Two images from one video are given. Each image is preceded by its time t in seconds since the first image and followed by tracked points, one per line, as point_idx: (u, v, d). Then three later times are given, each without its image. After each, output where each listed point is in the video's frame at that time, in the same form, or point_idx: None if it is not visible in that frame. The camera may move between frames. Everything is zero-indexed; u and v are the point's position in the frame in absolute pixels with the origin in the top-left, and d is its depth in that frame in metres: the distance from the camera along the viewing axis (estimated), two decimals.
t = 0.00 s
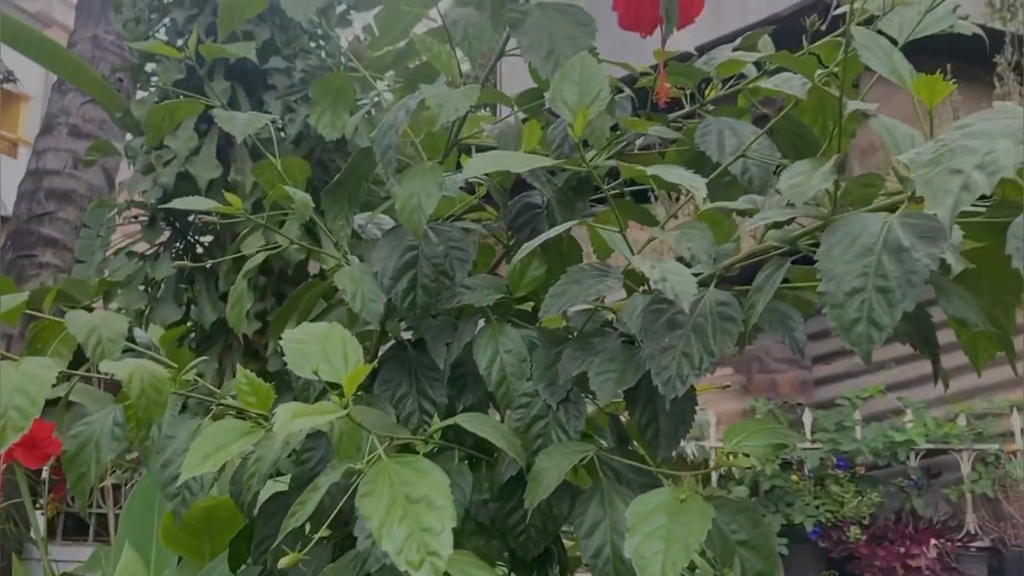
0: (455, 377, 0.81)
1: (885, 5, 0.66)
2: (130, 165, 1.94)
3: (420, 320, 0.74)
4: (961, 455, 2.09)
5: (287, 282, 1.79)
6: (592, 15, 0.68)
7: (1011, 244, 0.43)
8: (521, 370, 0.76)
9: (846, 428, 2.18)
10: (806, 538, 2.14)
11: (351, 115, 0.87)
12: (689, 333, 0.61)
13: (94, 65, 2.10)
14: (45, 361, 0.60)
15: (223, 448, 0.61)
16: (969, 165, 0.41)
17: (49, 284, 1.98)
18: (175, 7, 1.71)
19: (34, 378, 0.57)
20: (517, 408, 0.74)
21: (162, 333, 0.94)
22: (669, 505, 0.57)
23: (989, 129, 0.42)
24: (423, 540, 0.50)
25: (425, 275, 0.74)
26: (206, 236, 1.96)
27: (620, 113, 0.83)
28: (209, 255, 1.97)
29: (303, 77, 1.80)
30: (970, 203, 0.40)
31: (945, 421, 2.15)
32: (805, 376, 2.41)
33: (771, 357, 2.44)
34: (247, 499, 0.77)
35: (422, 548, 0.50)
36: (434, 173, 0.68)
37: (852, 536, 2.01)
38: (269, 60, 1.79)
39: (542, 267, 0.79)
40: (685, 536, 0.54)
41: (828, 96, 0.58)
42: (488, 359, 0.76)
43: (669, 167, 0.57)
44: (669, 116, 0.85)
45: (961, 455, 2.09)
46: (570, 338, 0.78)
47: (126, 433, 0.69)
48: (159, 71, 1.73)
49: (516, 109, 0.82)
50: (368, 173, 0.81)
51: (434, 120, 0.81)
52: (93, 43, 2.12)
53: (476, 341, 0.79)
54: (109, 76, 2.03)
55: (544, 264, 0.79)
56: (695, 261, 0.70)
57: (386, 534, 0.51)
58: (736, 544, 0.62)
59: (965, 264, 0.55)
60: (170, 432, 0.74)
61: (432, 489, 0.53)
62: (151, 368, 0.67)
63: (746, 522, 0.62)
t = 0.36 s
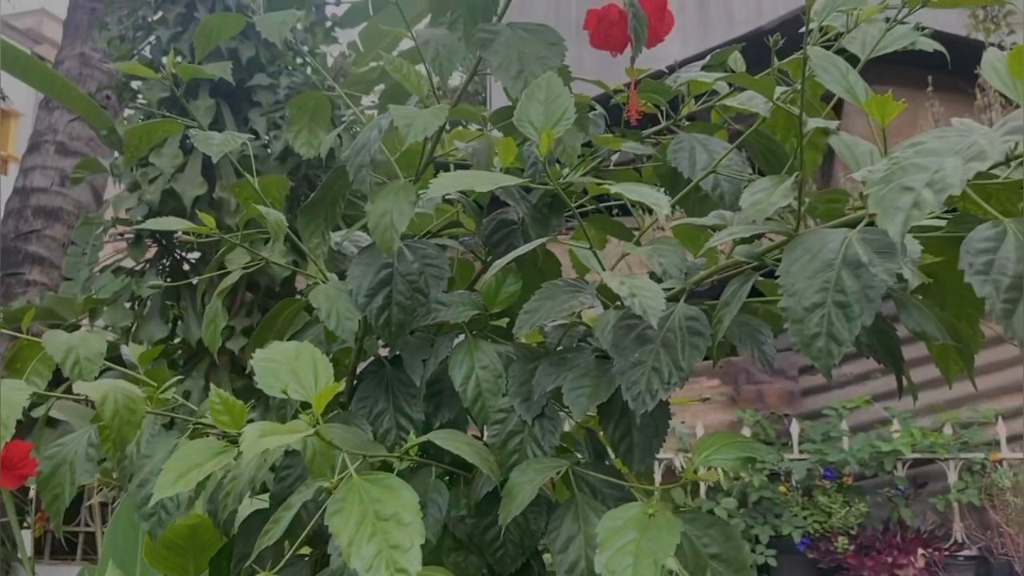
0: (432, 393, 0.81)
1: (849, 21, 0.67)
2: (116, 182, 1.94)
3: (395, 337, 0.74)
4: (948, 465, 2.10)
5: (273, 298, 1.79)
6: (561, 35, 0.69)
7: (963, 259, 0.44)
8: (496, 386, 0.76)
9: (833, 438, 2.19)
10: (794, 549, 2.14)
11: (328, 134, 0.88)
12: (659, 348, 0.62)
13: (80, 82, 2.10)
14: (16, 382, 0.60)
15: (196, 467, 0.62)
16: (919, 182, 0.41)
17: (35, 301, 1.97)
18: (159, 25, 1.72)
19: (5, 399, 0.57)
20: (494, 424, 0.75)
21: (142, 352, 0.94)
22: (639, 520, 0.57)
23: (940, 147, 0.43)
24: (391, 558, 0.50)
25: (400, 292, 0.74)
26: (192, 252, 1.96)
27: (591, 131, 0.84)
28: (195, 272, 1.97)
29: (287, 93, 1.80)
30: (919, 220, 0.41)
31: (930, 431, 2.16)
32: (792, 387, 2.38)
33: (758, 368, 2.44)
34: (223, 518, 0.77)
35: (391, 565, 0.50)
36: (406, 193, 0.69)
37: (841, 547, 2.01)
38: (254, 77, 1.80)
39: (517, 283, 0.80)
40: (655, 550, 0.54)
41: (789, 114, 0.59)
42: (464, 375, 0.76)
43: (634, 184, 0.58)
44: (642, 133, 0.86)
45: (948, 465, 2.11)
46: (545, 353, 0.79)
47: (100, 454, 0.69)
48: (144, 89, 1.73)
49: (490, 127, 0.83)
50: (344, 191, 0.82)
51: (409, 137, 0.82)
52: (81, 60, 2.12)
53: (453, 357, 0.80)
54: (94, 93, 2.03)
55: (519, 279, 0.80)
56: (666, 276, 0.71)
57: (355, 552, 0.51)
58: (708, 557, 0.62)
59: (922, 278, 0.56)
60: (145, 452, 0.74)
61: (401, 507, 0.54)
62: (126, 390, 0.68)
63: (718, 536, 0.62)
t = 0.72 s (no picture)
0: (413, 412, 0.82)
1: (820, 43, 0.68)
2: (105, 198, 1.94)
3: (374, 357, 0.75)
4: (938, 472, 2.11)
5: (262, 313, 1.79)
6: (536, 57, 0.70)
7: (924, 282, 0.45)
8: (476, 405, 0.76)
9: (823, 447, 2.19)
10: (785, 558, 2.14)
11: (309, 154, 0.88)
12: (634, 368, 0.62)
13: (69, 97, 2.10)
14: None
15: (175, 489, 0.62)
16: (878, 209, 0.42)
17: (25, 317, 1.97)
18: (147, 42, 1.71)
19: None
20: (474, 442, 0.75)
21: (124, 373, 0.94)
22: (614, 539, 0.57)
23: (900, 172, 0.44)
24: None
25: (379, 312, 0.74)
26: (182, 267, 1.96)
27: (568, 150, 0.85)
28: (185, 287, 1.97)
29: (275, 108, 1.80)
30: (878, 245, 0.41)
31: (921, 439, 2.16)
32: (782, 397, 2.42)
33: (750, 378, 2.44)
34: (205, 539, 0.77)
35: None
36: (383, 215, 0.70)
37: (832, 555, 2.01)
38: (242, 93, 1.80)
39: (498, 301, 0.80)
40: (629, 569, 0.54)
41: (758, 137, 0.59)
42: (444, 394, 0.76)
43: (604, 207, 0.60)
44: (621, 152, 0.87)
45: (938, 472, 2.11)
46: (526, 371, 0.79)
47: (81, 477, 0.69)
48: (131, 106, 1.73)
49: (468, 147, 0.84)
50: (325, 212, 0.82)
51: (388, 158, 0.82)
52: (70, 75, 2.12)
53: (434, 375, 0.80)
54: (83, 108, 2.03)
55: (499, 297, 0.81)
56: (643, 294, 0.72)
57: None
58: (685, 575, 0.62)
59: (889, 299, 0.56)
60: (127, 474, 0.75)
61: (376, 530, 0.54)
62: (106, 413, 0.68)
63: (695, 554, 0.63)
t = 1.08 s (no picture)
0: (402, 417, 0.83)
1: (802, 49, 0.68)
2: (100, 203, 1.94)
3: (362, 363, 0.75)
4: (933, 472, 2.11)
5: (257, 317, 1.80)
6: (520, 64, 0.71)
7: (899, 288, 0.45)
8: (464, 409, 0.77)
9: (818, 448, 2.19)
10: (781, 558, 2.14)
11: (298, 161, 0.89)
12: (618, 373, 0.63)
13: (65, 103, 2.10)
14: None
15: (163, 496, 0.62)
16: (852, 216, 0.42)
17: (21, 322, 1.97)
18: (141, 47, 1.72)
19: None
20: (462, 447, 0.75)
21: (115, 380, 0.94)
22: (599, 543, 0.58)
23: (874, 179, 0.44)
24: None
25: (367, 318, 0.75)
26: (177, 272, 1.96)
27: (555, 156, 0.85)
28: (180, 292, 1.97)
29: (269, 113, 1.80)
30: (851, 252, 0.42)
31: (916, 439, 2.17)
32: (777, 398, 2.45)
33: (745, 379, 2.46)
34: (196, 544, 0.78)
35: None
36: (370, 221, 0.70)
37: (828, 555, 2.02)
38: (236, 98, 1.80)
39: (485, 306, 0.81)
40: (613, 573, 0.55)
41: (739, 143, 0.60)
42: (433, 399, 0.77)
43: (586, 213, 0.61)
44: (608, 157, 0.88)
45: (934, 471, 2.12)
46: (513, 375, 0.80)
47: (70, 484, 0.69)
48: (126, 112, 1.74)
49: (457, 152, 0.84)
50: (314, 218, 0.83)
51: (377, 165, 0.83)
52: (67, 80, 2.12)
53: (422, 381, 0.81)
54: (79, 113, 2.03)
55: (487, 302, 0.81)
56: (629, 299, 0.72)
57: None
58: None
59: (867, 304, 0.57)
60: (117, 480, 0.75)
61: (362, 536, 0.54)
62: (94, 420, 0.68)
63: (680, 557, 0.63)
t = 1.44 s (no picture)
0: (396, 410, 0.84)
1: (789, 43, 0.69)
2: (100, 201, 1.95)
3: (356, 356, 0.76)
4: (930, 465, 2.12)
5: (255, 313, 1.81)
6: (509, 60, 0.71)
7: (877, 278, 0.46)
8: (457, 401, 0.78)
9: (815, 441, 2.20)
10: (778, 551, 2.16)
11: (292, 158, 0.89)
12: (606, 364, 0.64)
13: (63, 101, 2.11)
14: None
15: (159, 488, 0.63)
16: (830, 208, 0.43)
17: (21, 320, 1.98)
18: (139, 46, 1.72)
19: None
20: (455, 438, 0.76)
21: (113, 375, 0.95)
22: (588, 531, 0.59)
23: (852, 171, 0.45)
24: None
25: (361, 312, 0.76)
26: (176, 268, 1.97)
27: (546, 151, 0.86)
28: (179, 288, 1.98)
29: (267, 111, 1.81)
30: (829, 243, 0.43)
31: (913, 432, 2.18)
32: (776, 391, 2.42)
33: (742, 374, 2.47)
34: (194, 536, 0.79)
35: None
36: (362, 216, 0.71)
37: (825, 548, 2.03)
38: (235, 96, 1.81)
39: (478, 300, 0.82)
40: (601, 560, 0.56)
41: (724, 137, 0.61)
42: (426, 392, 0.78)
43: (573, 208, 0.62)
44: (599, 152, 0.89)
45: (930, 465, 2.12)
46: (506, 368, 0.81)
47: (68, 477, 0.70)
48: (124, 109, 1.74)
49: (449, 148, 0.85)
50: (308, 213, 0.83)
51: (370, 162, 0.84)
52: (65, 79, 2.12)
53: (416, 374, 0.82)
54: (78, 112, 2.04)
55: (480, 296, 0.82)
56: (619, 292, 0.73)
57: (308, 570, 0.53)
58: (659, 566, 0.63)
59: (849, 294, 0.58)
60: (114, 473, 0.76)
61: (353, 525, 0.55)
62: (91, 414, 0.69)
63: (669, 546, 0.64)
